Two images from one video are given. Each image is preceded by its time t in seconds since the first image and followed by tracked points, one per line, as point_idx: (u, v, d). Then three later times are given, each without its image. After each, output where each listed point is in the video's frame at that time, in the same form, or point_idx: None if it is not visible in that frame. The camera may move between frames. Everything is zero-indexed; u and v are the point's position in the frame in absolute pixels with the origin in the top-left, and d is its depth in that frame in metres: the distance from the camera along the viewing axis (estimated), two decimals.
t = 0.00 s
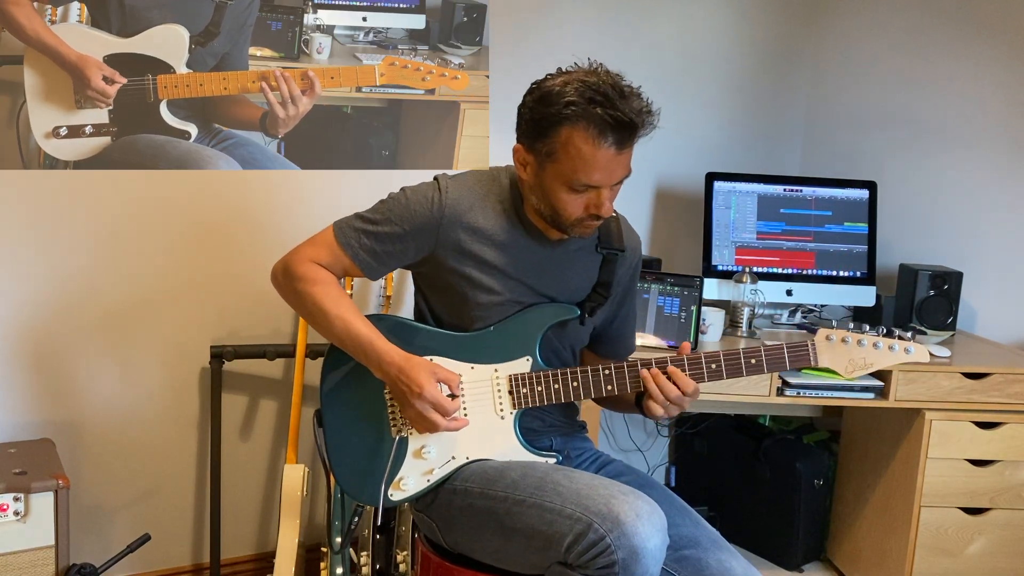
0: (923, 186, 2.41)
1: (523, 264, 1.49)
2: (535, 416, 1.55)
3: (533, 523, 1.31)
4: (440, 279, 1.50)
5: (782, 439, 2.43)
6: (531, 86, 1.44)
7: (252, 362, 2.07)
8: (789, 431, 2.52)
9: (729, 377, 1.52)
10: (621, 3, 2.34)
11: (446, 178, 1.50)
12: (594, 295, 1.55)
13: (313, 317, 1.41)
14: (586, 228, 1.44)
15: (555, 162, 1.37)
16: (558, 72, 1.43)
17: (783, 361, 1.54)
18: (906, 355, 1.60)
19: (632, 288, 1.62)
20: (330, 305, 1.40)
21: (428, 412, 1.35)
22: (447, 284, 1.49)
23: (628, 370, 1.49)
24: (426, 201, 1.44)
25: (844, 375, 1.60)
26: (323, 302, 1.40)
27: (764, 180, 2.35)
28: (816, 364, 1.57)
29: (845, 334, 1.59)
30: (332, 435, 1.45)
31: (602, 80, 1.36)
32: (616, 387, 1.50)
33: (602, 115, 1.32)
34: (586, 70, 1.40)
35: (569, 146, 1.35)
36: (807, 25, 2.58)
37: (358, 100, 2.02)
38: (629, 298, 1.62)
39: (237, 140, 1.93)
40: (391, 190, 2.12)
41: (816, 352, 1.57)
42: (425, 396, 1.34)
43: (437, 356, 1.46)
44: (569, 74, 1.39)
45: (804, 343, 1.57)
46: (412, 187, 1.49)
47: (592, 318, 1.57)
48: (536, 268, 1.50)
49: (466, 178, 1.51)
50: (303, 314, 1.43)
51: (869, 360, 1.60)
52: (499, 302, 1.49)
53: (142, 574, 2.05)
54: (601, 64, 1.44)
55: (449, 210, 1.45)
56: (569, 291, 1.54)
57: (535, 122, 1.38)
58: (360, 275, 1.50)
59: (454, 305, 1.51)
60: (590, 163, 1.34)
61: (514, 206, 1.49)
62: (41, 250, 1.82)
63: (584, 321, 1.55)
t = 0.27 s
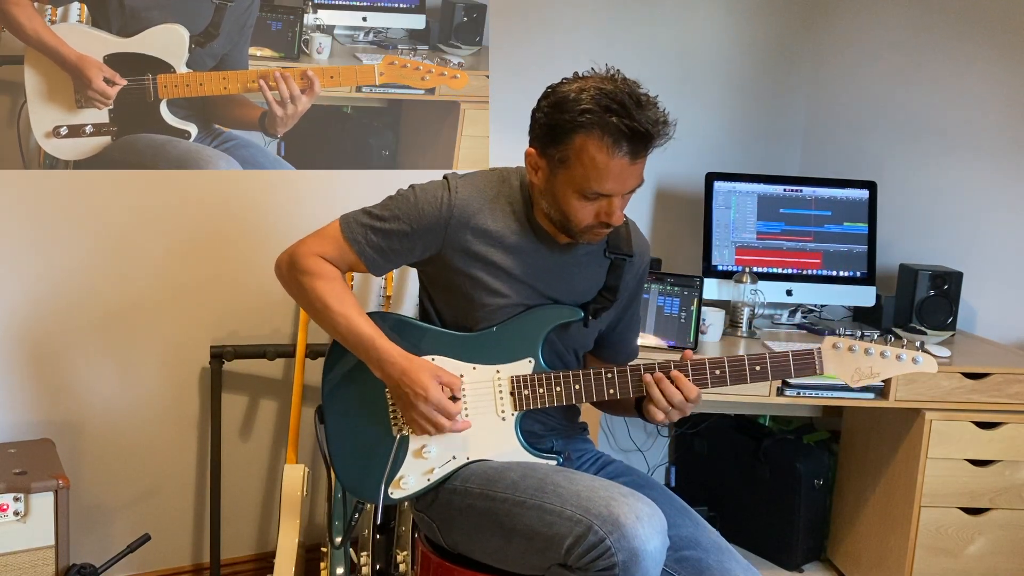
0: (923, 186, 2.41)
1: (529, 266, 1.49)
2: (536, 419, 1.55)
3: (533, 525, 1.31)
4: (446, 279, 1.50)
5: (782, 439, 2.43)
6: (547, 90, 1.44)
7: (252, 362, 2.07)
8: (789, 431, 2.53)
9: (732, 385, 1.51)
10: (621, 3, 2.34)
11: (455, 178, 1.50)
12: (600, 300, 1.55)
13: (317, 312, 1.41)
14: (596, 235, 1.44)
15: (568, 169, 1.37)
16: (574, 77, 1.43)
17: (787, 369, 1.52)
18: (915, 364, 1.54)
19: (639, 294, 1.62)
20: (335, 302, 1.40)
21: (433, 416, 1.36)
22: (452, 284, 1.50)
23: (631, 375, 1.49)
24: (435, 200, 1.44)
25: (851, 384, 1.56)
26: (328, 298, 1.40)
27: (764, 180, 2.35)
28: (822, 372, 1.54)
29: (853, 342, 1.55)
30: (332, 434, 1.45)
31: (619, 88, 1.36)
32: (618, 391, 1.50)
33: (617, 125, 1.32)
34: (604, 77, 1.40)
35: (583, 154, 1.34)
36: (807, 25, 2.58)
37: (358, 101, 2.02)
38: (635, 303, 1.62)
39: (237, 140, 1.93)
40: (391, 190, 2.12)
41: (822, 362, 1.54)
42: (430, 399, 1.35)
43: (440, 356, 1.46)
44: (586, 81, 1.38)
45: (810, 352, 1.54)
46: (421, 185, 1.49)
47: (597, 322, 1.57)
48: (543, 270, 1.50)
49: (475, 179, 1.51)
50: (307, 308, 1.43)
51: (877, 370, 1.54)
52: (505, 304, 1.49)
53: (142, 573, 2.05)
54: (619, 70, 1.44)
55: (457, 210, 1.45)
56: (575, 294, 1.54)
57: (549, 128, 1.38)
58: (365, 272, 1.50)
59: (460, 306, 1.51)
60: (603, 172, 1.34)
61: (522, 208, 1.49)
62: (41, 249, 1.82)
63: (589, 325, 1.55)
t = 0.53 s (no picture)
0: (923, 186, 2.41)
1: (532, 266, 1.49)
2: (536, 420, 1.55)
3: (533, 526, 1.31)
4: (449, 278, 1.50)
5: (782, 439, 2.43)
6: (550, 91, 1.44)
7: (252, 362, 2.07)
8: (789, 432, 2.53)
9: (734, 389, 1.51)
10: (621, 3, 2.34)
11: (459, 177, 1.50)
12: (603, 301, 1.55)
13: (319, 309, 1.41)
14: (600, 236, 1.44)
15: (573, 171, 1.37)
16: (577, 78, 1.42)
17: (790, 375, 1.51)
18: (917, 372, 1.54)
19: (642, 296, 1.62)
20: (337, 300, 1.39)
21: (428, 415, 1.35)
22: (455, 284, 1.50)
23: (633, 378, 1.49)
24: (438, 199, 1.44)
25: (853, 390, 1.55)
26: (330, 295, 1.40)
27: (764, 180, 2.35)
28: (825, 378, 1.54)
29: (856, 349, 1.55)
30: (333, 433, 1.45)
31: (623, 89, 1.36)
32: (620, 394, 1.50)
33: (623, 126, 1.32)
34: (607, 78, 1.40)
35: (588, 156, 1.34)
36: (806, 25, 2.58)
37: (358, 101, 2.02)
38: (638, 305, 1.62)
39: (237, 140, 1.93)
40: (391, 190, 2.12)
41: (825, 367, 1.54)
42: (426, 398, 1.34)
43: (442, 356, 1.46)
44: (589, 82, 1.38)
45: (813, 358, 1.54)
46: (424, 184, 1.49)
47: (599, 323, 1.57)
48: (546, 271, 1.50)
49: (478, 178, 1.51)
50: (309, 306, 1.43)
51: (880, 376, 1.54)
52: (507, 304, 1.49)
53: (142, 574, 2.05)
54: (622, 71, 1.44)
55: (460, 209, 1.45)
56: (577, 294, 1.54)
57: (554, 130, 1.38)
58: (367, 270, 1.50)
59: (462, 305, 1.51)
60: (609, 174, 1.34)
61: (525, 208, 1.49)
62: (40, 249, 1.82)
63: (591, 325, 1.55)
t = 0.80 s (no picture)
0: (923, 186, 2.41)
1: (530, 265, 1.49)
2: (535, 419, 1.55)
3: (534, 525, 1.31)
4: (446, 278, 1.50)
5: (782, 439, 2.43)
6: (543, 89, 1.44)
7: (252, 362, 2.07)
8: (789, 432, 2.53)
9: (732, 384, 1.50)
10: (621, 3, 2.34)
11: (455, 177, 1.50)
12: (601, 298, 1.55)
13: (316, 312, 1.41)
14: (597, 232, 1.44)
15: (568, 167, 1.37)
16: (569, 76, 1.43)
17: (787, 369, 1.51)
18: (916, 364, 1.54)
19: (639, 292, 1.62)
20: (334, 302, 1.39)
21: (418, 420, 1.35)
22: (452, 284, 1.49)
23: (632, 374, 1.49)
24: (434, 199, 1.44)
25: (850, 383, 1.56)
26: (326, 298, 1.39)
27: (764, 180, 2.35)
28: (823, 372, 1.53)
29: (854, 341, 1.55)
30: (332, 434, 1.45)
31: (615, 85, 1.36)
32: (619, 391, 1.50)
33: (616, 122, 1.32)
34: (599, 75, 1.40)
35: (582, 151, 1.35)
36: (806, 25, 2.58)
37: (358, 101, 2.02)
38: (635, 302, 1.62)
39: (237, 140, 1.93)
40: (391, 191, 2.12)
41: (823, 362, 1.54)
42: (419, 403, 1.34)
43: (441, 356, 1.46)
44: (581, 79, 1.39)
45: (810, 350, 1.53)
46: (420, 184, 1.48)
47: (597, 320, 1.57)
48: (543, 269, 1.50)
49: (474, 178, 1.51)
50: (306, 308, 1.43)
51: (876, 369, 1.55)
52: (505, 302, 1.49)
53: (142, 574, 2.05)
54: (613, 68, 1.44)
55: (456, 209, 1.45)
56: (575, 292, 1.54)
57: (548, 127, 1.38)
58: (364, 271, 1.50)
59: (460, 305, 1.50)
60: (603, 169, 1.34)
61: (521, 206, 1.49)
62: (40, 249, 1.82)
63: (590, 323, 1.55)
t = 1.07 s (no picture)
0: (923, 186, 2.41)
1: (527, 264, 1.49)
2: (536, 419, 1.55)
3: (533, 524, 1.31)
4: (444, 278, 1.50)
5: (782, 439, 2.43)
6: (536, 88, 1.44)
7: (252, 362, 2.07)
8: (789, 432, 2.53)
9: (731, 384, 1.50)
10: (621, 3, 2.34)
11: (451, 176, 1.50)
12: (599, 296, 1.55)
13: (314, 312, 1.41)
14: (591, 230, 1.44)
15: (560, 165, 1.37)
16: (562, 75, 1.43)
17: (786, 368, 1.51)
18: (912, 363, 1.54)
19: (637, 290, 1.62)
20: (331, 302, 1.39)
21: (427, 413, 1.35)
22: (450, 284, 1.49)
23: (632, 373, 1.49)
24: (430, 199, 1.45)
25: (849, 382, 1.56)
26: (324, 298, 1.40)
27: (764, 180, 2.35)
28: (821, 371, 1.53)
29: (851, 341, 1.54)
30: (332, 434, 1.45)
31: (606, 82, 1.36)
32: (618, 390, 1.50)
33: (606, 119, 1.33)
34: (590, 72, 1.40)
35: (574, 149, 1.35)
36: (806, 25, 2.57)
37: (359, 101, 2.02)
38: (633, 300, 1.62)
39: (237, 140, 1.93)
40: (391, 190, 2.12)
41: (821, 361, 1.54)
42: (424, 396, 1.34)
43: (440, 355, 1.46)
44: (573, 77, 1.39)
45: (808, 349, 1.53)
46: (416, 185, 1.49)
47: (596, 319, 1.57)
48: (541, 269, 1.50)
49: (470, 178, 1.51)
50: (304, 309, 1.43)
51: (875, 368, 1.55)
52: (503, 301, 1.49)
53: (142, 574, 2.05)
54: (605, 66, 1.44)
55: (452, 208, 1.45)
56: (573, 291, 1.54)
57: (540, 126, 1.38)
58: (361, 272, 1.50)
59: (457, 305, 1.50)
60: (595, 166, 1.34)
61: (517, 206, 1.49)
62: (41, 249, 1.82)
63: (588, 323, 1.55)
